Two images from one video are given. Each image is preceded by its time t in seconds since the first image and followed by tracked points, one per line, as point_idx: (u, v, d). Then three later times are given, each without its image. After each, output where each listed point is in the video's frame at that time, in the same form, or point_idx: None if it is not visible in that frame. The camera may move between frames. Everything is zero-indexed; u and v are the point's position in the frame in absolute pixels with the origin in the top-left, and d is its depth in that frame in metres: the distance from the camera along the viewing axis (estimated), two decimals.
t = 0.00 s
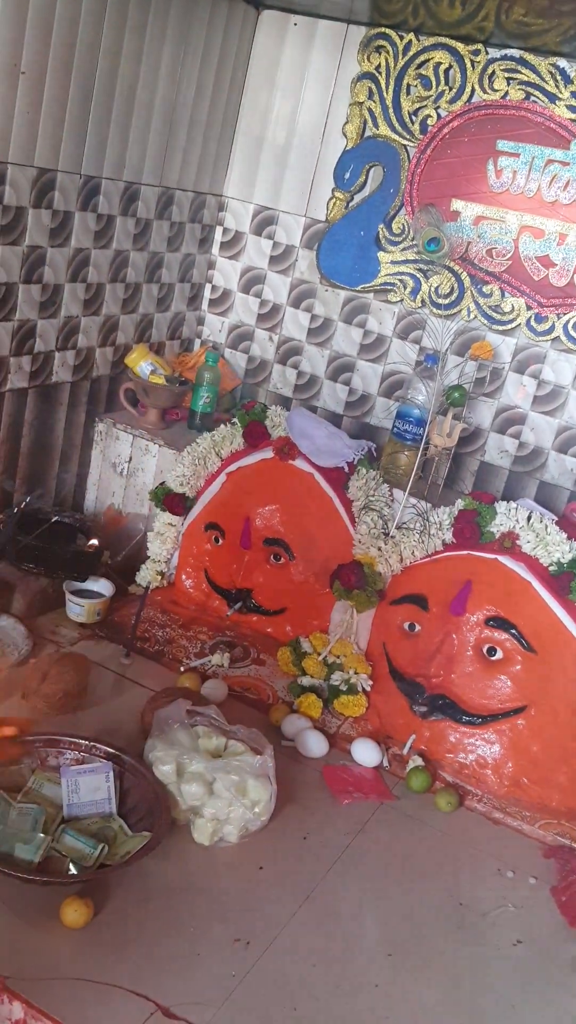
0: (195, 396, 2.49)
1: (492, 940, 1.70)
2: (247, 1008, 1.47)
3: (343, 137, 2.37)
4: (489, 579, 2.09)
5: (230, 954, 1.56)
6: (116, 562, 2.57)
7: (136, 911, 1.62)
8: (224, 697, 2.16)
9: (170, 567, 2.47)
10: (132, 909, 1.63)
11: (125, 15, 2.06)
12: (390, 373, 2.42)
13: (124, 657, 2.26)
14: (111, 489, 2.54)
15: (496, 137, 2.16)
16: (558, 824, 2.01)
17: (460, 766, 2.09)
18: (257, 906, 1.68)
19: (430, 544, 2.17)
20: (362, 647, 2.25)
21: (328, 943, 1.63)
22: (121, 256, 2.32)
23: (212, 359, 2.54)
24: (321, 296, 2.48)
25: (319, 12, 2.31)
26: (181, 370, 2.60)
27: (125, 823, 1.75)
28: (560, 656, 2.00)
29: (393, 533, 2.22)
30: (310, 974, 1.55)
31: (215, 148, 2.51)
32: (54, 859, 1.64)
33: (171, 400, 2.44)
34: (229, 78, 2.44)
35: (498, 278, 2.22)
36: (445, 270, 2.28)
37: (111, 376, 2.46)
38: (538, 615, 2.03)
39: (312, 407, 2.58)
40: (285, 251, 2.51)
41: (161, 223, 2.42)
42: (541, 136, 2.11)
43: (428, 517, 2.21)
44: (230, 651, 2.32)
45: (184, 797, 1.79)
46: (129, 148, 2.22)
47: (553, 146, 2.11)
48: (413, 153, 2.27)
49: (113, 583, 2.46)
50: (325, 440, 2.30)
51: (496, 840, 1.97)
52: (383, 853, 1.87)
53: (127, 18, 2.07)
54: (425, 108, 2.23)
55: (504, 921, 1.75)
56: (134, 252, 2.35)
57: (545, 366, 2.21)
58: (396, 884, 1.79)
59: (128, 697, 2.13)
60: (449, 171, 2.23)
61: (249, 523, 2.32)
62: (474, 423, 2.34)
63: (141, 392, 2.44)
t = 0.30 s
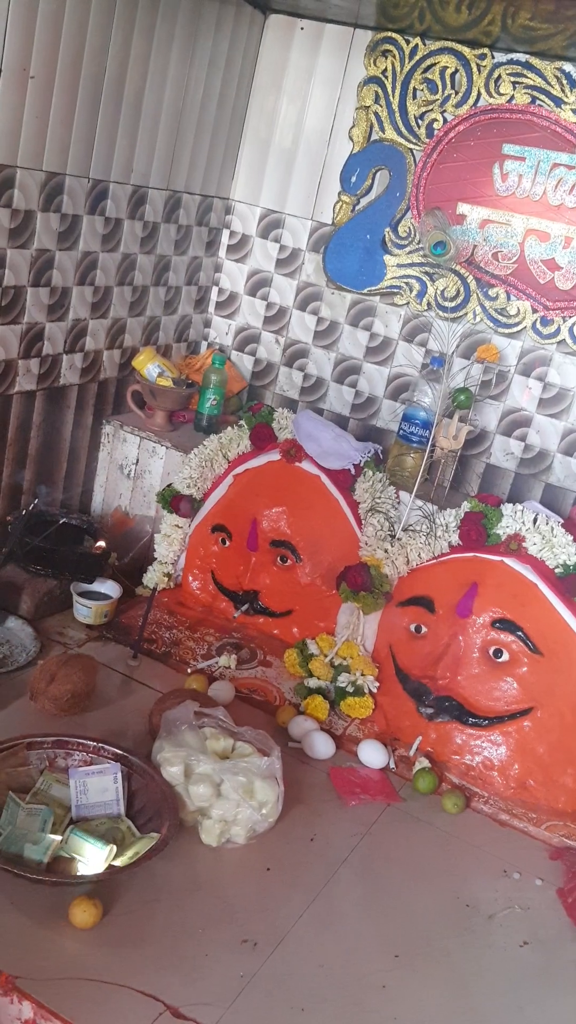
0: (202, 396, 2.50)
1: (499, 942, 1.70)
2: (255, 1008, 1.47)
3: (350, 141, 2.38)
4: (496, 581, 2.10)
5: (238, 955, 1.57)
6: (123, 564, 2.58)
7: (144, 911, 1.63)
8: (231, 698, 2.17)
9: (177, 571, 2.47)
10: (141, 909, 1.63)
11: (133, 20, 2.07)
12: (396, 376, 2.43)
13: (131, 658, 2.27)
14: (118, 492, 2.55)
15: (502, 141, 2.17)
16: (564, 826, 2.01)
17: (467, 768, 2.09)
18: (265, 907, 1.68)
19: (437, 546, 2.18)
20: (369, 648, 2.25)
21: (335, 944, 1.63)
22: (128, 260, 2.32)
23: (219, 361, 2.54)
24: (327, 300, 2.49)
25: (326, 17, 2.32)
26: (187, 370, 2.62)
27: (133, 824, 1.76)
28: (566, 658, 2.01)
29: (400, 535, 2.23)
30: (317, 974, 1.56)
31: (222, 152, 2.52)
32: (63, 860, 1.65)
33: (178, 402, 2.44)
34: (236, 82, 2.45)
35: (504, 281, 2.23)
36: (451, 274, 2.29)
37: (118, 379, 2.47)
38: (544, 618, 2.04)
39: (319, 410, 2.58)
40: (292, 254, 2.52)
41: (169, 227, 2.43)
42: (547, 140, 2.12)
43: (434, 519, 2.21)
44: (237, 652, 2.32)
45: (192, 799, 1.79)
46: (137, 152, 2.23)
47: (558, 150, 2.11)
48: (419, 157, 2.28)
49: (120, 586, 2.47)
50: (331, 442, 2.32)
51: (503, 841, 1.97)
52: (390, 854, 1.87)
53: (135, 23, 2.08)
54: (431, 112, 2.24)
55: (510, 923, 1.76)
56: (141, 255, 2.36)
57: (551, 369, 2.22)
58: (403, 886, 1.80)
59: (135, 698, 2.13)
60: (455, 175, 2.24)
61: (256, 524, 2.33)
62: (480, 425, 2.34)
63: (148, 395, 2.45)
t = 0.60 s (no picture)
0: (206, 399, 2.51)
1: (503, 943, 1.71)
2: (261, 1008, 1.48)
3: (354, 143, 2.39)
4: (500, 583, 2.10)
5: (244, 955, 1.57)
6: (127, 566, 2.59)
7: (150, 911, 1.64)
8: (236, 699, 2.18)
9: (182, 572, 2.49)
10: (147, 909, 1.64)
11: (139, 23, 2.08)
12: (400, 379, 2.44)
13: (135, 659, 2.27)
14: (122, 494, 2.56)
15: (506, 144, 2.18)
16: (568, 827, 2.02)
17: (471, 769, 2.10)
18: (270, 908, 1.69)
19: (441, 547, 2.17)
20: (373, 650, 2.25)
21: (340, 944, 1.64)
22: (133, 262, 2.33)
23: (224, 364, 2.53)
24: (332, 302, 2.50)
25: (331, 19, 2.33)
26: (192, 373, 2.63)
27: (139, 824, 1.76)
28: (570, 660, 2.02)
29: (404, 537, 2.21)
30: (322, 974, 1.56)
31: (227, 154, 2.53)
32: (69, 860, 1.65)
33: (182, 404, 2.44)
34: (242, 84, 2.46)
35: (508, 284, 2.24)
36: (455, 276, 2.30)
37: (123, 382, 2.48)
38: (548, 620, 2.04)
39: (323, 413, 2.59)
40: (297, 256, 2.53)
41: (174, 230, 2.43)
42: (551, 143, 2.13)
43: (439, 519, 2.21)
44: (241, 654, 2.33)
45: (197, 799, 1.80)
46: (142, 154, 2.24)
47: (563, 153, 2.12)
48: (424, 159, 2.29)
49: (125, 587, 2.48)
50: (336, 445, 2.33)
51: (507, 841, 1.98)
52: (394, 855, 1.88)
53: (141, 25, 2.09)
54: (436, 115, 2.25)
55: (514, 924, 1.76)
56: (146, 257, 2.37)
57: (555, 371, 2.23)
58: (408, 887, 1.80)
59: (140, 699, 2.14)
60: (460, 178, 2.25)
61: (261, 525, 2.34)
62: (484, 428, 2.35)
63: (154, 398, 2.45)
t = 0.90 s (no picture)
0: (208, 401, 2.51)
1: (504, 945, 1.71)
2: (262, 1008, 1.48)
3: (355, 145, 2.39)
4: (501, 584, 2.10)
5: (244, 956, 1.58)
6: (129, 566, 2.60)
7: (151, 911, 1.64)
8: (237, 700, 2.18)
9: (183, 573, 2.52)
10: (148, 909, 1.64)
11: (140, 25, 2.08)
12: (401, 380, 2.44)
13: (137, 661, 2.27)
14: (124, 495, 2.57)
15: (507, 145, 2.18)
16: (570, 829, 2.02)
17: (472, 771, 2.11)
18: (271, 909, 1.69)
19: (442, 548, 2.18)
20: (374, 652, 2.26)
21: (341, 945, 1.64)
22: (135, 263, 2.33)
23: (225, 366, 2.53)
24: (333, 303, 2.50)
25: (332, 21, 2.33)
26: (193, 377, 2.63)
27: (140, 824, 1.78)
28: (570, 660, 2.02)
29: (405, 539, 2.22)
30: (323, 976, 1.57)
31: (229, 155, 2.53)
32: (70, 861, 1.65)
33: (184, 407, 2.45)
34: (243, 86, 2.46)
35: (509, 285, 2.24)
36: (456, 277, 2.30)
37: (124, 384, 2.49)
38: (549, 621, 2.04)
39: (324, 414, 2.60)
40: (298, 258, 2.53)
41: (175, 231, 2.44)
42: (552, 144, 2.13)
43: (440, 520, 2.22)
44: (243, 654, 2.34)
45: (199, 801, 1.80)
46: (143, 156, 2.24)
47: (564, 154, 2.12)
48: (425, 160, 2.29)
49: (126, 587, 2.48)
50: (337, 446, 2.34)
51: (508, 843, 1.98)
52: (396, 856, 1.88)
53: (142, 27, 2.09)
54: (436, 117, 2.25)
55: (515, 926, 1.76)
56: (148, 259, 2.38)
57: (556, 373, 2.23)
58: (409, 888, 1.81)
59: (141, 701, 2.14)
60: (461, 180, 2.25)
61: (262, 528, 2.33)
62: (485, 428, 2.35)
63: (154, 399, 2.46)
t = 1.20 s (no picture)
0: (207, 403, 2.51)
1: (503, 946, 1.71)
2: (261, 1010, 1.48)
3: (354, 145, 2.39)
4: (501, 585, 2.10)
5: (243, 958, 1.57)
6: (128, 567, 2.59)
7: (150, 913, 1.64)
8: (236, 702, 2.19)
9: (182, 573, 2.50)
10: (147, 910, 1.64)
11: (138, 26, 2.08)
12: (401, 380, 2.43)
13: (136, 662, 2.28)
14: (123, 496, 2.57)
15: (507, 145, 2.17)
16: (570, 830, 2.01)
17: (471, 772, 2.10)
18: (270, 910, 1.69)
19: (442, 548, 2.19)
20: (374, 653, 2.26)
21: (340, 946, 1.64)
22: (134, 263, 2.33)
23: (224, 367, 2.52)
24: (333, 304, 2.50)
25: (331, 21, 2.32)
26: (193, 377, 2.64)
27: (139, 825, 1.77)
28: (570, 661, 2.02)
29: (405, 539, 2.24)
30: (322, 977, 1.56)
31: (228, 155, 2.53)
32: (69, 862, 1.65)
33: (183, 408, 2.45)
34: (242, 86, 2.46)
35: (509, 285, 2.23)
36: (456, 278, 2.30)
37: (123, 384, 2.49)
38: (549, 622, 2.04)
39: (324, 414, 2.59)
40: (298, 258, 2.53)
41: (174, 232, 2.44)
42: (552, 144, 2.12)
43: (439, 520, 2.22)
44: (243, 656, 2.36)
45: (197, 802, 1.79)
46: (142, 157, 2.24)
47: (563, 154, 2.12)
48: (424, 161, 2.28)
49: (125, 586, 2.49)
50: (336, 447, 2.33)
51: (508, 844, 1.98)
52: (395, 857, 1.88)
53: (140, 28, 2.09)
54: (436, 117, 2.24)
55: (515, 927, 1.76)
56: (147, 259, 2.37)
57: (556, 373, 2.22)
58: (408, 890, 1.80)
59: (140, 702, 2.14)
60: (460, 180, 2.24)
61: (261, 530, 2.32)
62: (485, 429, 2.35)
63: (154, 400, 2.45)
